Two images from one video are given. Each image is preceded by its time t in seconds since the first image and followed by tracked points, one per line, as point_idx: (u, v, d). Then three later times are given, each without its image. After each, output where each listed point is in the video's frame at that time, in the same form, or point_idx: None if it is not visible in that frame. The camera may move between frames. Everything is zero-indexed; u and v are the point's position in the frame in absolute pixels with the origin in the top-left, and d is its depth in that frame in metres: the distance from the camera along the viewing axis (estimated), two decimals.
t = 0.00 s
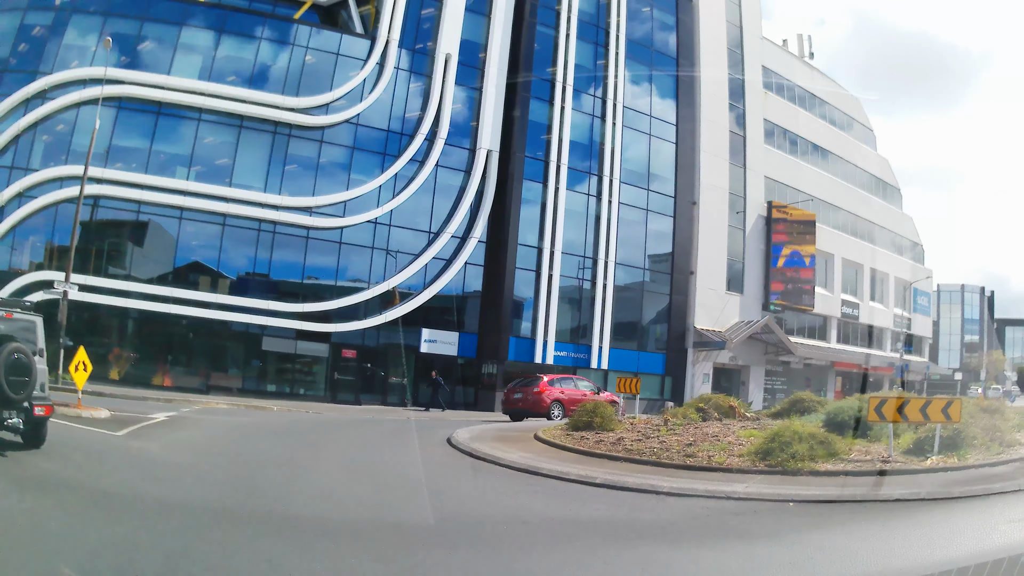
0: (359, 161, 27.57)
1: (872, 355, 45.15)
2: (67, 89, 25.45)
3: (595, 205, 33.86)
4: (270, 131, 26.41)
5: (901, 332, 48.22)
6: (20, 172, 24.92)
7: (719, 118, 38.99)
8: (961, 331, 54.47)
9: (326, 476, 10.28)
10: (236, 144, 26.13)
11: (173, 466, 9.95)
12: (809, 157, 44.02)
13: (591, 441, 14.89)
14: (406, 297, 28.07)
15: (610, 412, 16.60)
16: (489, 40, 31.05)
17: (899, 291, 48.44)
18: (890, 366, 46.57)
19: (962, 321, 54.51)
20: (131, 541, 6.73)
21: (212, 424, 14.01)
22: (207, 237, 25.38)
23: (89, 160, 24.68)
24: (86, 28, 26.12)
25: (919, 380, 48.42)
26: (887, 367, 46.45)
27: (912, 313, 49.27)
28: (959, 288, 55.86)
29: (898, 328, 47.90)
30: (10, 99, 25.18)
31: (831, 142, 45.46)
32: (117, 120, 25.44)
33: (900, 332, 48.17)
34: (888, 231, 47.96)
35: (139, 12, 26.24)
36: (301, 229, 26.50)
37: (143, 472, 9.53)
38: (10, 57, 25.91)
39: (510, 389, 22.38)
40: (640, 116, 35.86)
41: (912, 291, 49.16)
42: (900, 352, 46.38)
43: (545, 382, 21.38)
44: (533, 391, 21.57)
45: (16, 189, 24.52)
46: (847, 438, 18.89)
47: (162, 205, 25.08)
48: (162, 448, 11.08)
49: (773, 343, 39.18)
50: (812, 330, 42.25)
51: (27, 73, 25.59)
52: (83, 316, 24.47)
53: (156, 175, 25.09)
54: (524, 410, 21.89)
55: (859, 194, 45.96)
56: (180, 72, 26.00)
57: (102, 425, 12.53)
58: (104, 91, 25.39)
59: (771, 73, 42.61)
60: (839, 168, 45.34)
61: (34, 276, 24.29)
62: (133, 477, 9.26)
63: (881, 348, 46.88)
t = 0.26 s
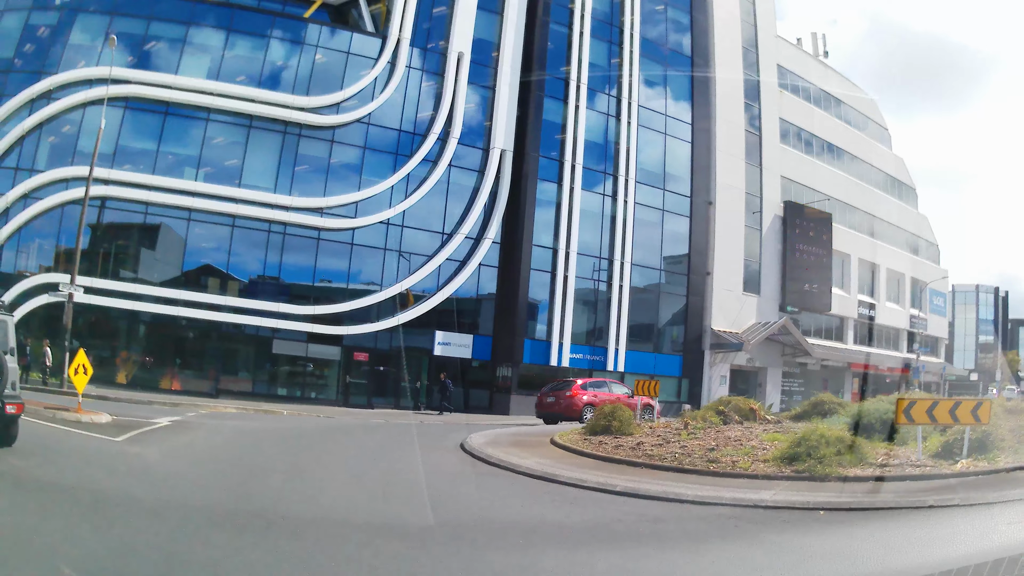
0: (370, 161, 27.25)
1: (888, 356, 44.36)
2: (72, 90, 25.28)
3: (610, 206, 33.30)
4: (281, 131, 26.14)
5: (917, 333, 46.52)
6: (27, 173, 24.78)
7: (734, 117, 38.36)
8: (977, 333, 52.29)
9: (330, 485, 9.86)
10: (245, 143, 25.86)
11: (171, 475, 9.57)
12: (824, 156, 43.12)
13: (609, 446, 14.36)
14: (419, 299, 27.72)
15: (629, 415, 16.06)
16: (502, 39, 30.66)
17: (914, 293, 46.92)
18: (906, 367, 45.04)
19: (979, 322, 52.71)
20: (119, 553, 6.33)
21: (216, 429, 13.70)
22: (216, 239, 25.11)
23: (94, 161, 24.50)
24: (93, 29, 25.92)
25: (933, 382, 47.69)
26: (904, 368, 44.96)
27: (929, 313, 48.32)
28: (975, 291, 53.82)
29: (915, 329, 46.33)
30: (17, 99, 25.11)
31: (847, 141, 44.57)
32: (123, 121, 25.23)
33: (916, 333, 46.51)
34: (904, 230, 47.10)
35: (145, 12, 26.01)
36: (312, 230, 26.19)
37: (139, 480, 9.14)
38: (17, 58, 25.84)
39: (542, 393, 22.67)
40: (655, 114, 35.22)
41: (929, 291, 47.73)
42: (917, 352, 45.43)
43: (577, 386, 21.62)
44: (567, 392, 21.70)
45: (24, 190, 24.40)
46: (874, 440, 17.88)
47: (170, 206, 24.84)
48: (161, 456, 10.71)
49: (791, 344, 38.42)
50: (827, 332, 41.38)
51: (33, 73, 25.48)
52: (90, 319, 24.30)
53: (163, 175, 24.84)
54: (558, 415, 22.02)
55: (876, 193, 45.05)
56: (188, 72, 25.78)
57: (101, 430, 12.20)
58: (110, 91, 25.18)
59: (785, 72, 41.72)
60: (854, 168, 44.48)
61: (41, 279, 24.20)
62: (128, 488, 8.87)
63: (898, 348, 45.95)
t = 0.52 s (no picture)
0: (382, 159, 26.90)
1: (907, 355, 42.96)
2: (77, 89, 25.13)
3: (626, 204, 32.75)
4: (291, 129, 25.83)
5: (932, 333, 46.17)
6: (32, 174, 24.68)
7: (751, 114, 37.68)
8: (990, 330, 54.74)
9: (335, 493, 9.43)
10: (254, 142, 25.57)
11: (168, 481, 9.20)
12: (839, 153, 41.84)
13: (629, 449, 13.82)
14: (434, 299, 27.38)
15: (650, 417, 15.53)
16: (515, 35, 30.24)
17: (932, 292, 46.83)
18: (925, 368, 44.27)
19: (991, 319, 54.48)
20: (108, 563, 5.93)
21: (220, 434, 13.33)
22: (226, 239, 24.84)
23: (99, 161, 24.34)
24: (98, 27, 25.71)
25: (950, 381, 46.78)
26: (922, 368, 44.07)
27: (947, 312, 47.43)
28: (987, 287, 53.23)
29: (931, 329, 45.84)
30: (23, 98, 25.09)
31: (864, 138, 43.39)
32: (129, 120, 25.02)
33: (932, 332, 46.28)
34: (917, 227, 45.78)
35: (152, 10, 25.79)
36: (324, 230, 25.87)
37: (135, 488, 8.78)
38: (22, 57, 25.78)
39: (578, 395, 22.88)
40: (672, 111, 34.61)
41: (943, 290, 47.56)
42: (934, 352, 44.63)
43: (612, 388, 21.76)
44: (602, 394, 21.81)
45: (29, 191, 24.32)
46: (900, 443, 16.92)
47: (178, 206, 24.62)
48: (160, 462, 10.36)
49: (810, 344, 37.65)
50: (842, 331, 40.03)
51: (39, 72, 25.40)
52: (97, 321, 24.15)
53: (169, 175, 24.60)
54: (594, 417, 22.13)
55: (893, 192, 44.03)
56: (196, 70, 25.51)
57: (100, 434, 11.89)
58: (115, 90, 24.99)
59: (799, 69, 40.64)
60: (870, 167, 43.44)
61: (45, 280, 24.06)
62: (123, 497, 8.50)
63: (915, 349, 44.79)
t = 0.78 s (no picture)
0: (395, 159, 26.56)
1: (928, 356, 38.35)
2: (82, 90, 24.99)
3: (643, 203, 32.12)
4: (302, 128, 25.53)
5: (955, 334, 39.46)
6: (38, 175, 24.53)
7: (768, 110, 36.88)
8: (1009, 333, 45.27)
9: (340, 501, 9.02)
10: (265, 142, 25.28)
11: (169, 490, 8.83)
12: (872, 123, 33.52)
13: (652, 454, 13.27)
14: (449, 301, 26.99)
15: (671, 421, 14.96)
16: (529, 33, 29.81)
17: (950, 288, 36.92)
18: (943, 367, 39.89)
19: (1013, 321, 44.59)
20: None
21: (226, 439, 12.98)
22: (235, 240, 24.53)
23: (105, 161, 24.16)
24: (104, 27, 25.52)
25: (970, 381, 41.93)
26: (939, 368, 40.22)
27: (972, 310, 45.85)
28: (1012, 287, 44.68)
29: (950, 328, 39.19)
30: (28, 99, 25.02)
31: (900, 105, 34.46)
32: (136, 121, 24.81)
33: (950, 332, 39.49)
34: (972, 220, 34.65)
35: (160, 9, 25.59)
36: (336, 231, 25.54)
37: (131, 497, 8.42)
38: (28, 58, 25.70)
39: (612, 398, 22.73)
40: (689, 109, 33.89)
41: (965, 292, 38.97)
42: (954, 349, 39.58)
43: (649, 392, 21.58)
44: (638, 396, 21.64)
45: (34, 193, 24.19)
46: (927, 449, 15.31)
47: (187, 207, 24.35)
48: (159, 469, 10.01)
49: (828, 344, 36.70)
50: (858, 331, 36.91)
51: (43, 72, 25.30)
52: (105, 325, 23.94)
53: (176, 175, 24.35)
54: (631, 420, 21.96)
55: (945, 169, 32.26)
56: (205, 69, 25.26)
57: (101, 439, 11.57)
58: (120, 89, 24.79)
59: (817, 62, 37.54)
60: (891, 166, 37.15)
61: (50, 283, 23.86)
62: (119, 506, 8.14)
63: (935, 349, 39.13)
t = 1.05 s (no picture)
0: (408, 157, 26.18)
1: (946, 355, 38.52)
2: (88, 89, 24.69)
3: (661, 202, 31.54)
4: (312, 127, 25.19)
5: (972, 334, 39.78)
6: (43, 176, 24.15)
7: (786, 107, 36.15)
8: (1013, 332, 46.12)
9: (344, 510, 8.57)
10: (275, 141, 24.92)
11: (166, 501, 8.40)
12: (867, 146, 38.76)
13: (675, 459, 12.69)
14: (464, 301, 26.60)
15: (694, 423, 14.39)
16: (544, 29, 29.35)
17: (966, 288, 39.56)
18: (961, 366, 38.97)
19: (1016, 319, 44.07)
20: None
21: (229, 445, 12.57)
22: (246, 241, 24.19)
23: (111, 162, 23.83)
24: (110, 26, 25.20)
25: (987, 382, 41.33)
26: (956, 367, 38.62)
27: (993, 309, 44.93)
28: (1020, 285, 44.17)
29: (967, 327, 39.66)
30: (33, 99, 24.60)
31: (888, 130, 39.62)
32: (143, 120, 24.47)
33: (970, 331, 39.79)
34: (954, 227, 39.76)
35: (167, 8, 25.27)
36: (348, 231, 25.18)
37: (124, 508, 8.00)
38: (34, 57, 25.35)
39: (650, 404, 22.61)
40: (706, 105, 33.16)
41: (984, 291, 39.32)
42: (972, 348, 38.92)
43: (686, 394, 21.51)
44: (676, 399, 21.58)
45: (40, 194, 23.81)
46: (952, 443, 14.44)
47: (197, 208, 24.02)
48: (158, 477, 9.59)
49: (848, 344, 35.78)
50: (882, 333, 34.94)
51: (49, 72, 24.97)
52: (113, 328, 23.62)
53: (185, 175, 23.98)
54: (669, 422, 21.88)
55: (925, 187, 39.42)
56: (214, 67, 24.93)
57: (100, 446, 11.17)
58: (125, 88, 24.46)
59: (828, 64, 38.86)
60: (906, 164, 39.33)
61: (57, 285, 23.50)
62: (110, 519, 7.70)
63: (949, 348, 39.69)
